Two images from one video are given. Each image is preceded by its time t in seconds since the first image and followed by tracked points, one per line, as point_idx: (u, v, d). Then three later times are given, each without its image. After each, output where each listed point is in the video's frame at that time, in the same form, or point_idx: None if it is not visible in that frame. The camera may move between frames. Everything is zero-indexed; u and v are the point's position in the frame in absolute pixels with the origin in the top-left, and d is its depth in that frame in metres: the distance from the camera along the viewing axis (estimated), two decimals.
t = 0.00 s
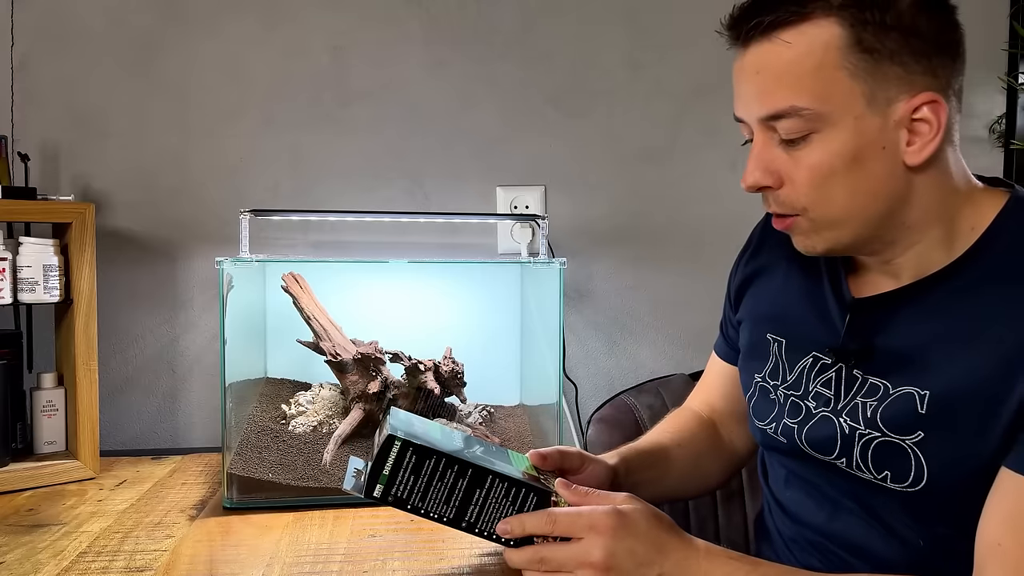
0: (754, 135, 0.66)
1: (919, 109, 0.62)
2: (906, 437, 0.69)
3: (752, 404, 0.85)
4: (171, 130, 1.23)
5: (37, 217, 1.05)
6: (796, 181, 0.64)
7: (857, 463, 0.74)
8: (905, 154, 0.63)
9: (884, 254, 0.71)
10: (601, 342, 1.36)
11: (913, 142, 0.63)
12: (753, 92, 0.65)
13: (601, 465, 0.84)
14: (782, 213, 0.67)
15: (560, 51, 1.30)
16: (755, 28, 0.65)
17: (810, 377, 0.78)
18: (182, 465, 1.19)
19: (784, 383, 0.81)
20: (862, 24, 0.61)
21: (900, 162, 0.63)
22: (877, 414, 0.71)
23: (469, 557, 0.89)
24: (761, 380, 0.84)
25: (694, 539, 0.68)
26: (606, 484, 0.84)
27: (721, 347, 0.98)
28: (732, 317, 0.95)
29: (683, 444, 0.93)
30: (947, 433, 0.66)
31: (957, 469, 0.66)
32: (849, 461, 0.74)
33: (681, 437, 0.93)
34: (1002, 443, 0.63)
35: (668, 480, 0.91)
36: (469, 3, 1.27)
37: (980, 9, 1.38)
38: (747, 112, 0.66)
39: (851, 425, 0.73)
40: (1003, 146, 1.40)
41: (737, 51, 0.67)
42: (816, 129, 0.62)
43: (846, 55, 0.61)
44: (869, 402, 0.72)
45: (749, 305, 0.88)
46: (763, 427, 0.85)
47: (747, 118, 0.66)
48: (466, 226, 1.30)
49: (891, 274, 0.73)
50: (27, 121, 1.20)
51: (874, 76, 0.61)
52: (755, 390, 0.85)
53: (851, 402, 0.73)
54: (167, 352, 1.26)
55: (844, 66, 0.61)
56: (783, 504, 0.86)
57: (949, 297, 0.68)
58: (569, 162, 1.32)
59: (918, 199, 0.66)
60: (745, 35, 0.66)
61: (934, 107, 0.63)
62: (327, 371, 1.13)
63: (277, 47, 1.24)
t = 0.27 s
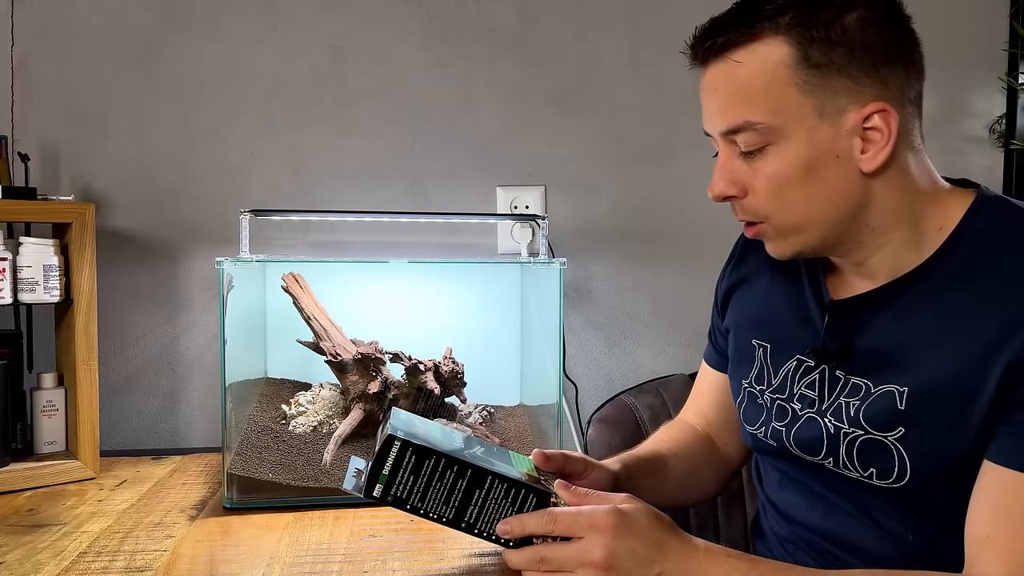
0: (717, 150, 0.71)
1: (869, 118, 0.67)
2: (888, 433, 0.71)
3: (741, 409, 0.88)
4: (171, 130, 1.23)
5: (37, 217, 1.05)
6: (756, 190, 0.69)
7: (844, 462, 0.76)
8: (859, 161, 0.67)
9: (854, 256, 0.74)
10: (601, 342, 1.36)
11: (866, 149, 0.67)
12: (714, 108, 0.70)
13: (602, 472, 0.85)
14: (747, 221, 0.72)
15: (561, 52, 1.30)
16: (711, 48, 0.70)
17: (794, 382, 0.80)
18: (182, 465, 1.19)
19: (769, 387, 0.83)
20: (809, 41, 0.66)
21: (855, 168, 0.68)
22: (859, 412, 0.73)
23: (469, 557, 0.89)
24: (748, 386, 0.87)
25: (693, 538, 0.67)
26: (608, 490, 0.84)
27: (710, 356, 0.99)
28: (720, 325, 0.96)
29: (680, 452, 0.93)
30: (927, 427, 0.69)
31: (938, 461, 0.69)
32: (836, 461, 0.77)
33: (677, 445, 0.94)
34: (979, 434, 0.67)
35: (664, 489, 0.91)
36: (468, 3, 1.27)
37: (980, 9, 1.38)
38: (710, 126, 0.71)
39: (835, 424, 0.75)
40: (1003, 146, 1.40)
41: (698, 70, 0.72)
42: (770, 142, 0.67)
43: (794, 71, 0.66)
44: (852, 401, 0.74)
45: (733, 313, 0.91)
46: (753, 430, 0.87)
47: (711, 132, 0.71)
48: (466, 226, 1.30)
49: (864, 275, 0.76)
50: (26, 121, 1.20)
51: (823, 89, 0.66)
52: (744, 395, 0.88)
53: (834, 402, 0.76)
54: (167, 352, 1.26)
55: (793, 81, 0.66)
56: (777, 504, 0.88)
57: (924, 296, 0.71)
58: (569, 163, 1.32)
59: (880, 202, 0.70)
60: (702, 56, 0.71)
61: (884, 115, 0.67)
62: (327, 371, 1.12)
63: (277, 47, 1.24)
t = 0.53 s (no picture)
0: (736, 132, 0.67)
1: (881, 100, 0.67)
2: (877, 428, 0.72)
3: (732, 415, 0.88)
4: (171, 130, 1.23)
5: (37, 217, 1.05)
6: (784, 170, 0.65)
7: (836, 461, 0.76)
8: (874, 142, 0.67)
9: (852, 250, 0.74)
10: (601, 342, 1.36)
11: (878, 131, 0.67)
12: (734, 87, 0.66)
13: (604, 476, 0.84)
14: (768, 208, 0.68)
15: (560, 51, 1.30)
16: (733, 25, 0.67)
17: (785, 386, 0.80)
18: (182, 465, 1.19)
19: (760, 392, 0.83)
20: (829, 20, 0.65)
21: (869, 150, 0.67)
22: (849, 410, 0.74)
23: (469, 556, 0.89)
24: (738, 390, 0.86)
25: (694, 535, 0.67)
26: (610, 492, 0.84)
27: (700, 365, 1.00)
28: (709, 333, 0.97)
29: (680, 458, 0.93)
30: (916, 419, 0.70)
31: (927, 453, 0.70)
32: (828, 460, 0.77)
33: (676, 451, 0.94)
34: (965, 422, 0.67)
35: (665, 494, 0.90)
36: (468, 3, 1.27)
37: (980, 9, 1.39)
38: (727, 108, 0.67)
39: (826, 423, 0.75)
40: (1003, 146, 1.40)
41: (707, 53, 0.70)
42: (803, 117, 0.64)
43: (821, 47, 0.64)
44: (840, 399, 0.74)
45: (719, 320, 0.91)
46: (744, 435, 0.87)
47: (727, 115, 0.68)
48: (466, 226, 1.30)
49: (852, 271, 0.76)
50: (27, 121, 1.20)
51: (845, 67, 0.65)
52: (734, 399, 0.87)
53: (824, 401, 0.76)
54: (167, 352, 1.26)
55: (821, 56, 0.64)
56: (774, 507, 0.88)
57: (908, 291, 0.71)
58: (568, 162, 1.32)
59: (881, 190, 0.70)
60: (721, 34, 0.68)
61: (893, 97, 0.67)
62: (327, 371, 1.13)
63: (277, 47, 1.24)
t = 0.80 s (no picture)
0: (725, 130, 0.67)
1: (876, 104, 0.67)
2: (872, 430, 0.72)
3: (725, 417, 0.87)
4: (170, 130, 1.23)
5: (37, 217, 1.05)
6: (771, 171, 0.66)
7: (830, 462, 0.76)
8: (865, 145, 0.67)
9: (839, 251, 0.74)
10: (601, 342, 1.37)
11: (871, 135, 0.67)
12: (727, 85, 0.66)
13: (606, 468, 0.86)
14: (753, 207, 0.68)
15: (561, 51, 1.30)
16: (730, 22, 0.66)
17: (782, 390, 0.80)
18: (182, 465, 1.19)
19: (756, 394, 0.83)
20: (828, 21, 0.65)
21: (861, 154, 0.67)
22: (845, 412, 0.73)
23: (469, 557, 0.88)
24: (733, 393, 0.86)
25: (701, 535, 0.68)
26: (608, 482, 0.85)
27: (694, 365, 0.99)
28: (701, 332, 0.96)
29: (674, 451, 0.93)
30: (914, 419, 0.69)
31: (921, 454, 0.70)
32: (822, 461, 0.77)
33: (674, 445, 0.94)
34: (959, 424, 0.67)
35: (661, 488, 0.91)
36: (468, 3, 1.27)
37: (980, 9, 1.38)
38: (719, 106, 0.67)
39: (821, 425, 0.75)
40: (1003, 146, 1.40)
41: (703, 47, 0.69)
42: (793, 120, 0.64)
43: (817, 48, 0.64)
44: (835, 401, 0.74)
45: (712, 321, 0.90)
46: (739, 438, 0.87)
47: (718, 113, 0.67)
48: (466, 226, 1.30)
49: (845, 272, 0.76)
50: (27, 121, 1.20)
51: (841, 69, 0.65)
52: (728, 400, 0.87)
53: (819, 402, 0.76)
54: (167, 352, 1.26)
55: (817, 58, 0.64)
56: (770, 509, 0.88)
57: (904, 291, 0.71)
58: (568, 163, 1.32)
59: (873, 193, 0.70)
60: (715, 31, 0.67)
61: (887, 101, 0.67)
62: (327, 371, 1.14)
63: (277, 47, 1.24)
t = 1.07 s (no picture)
0: (733, 127, 0.68)
1: (896, 107, 0.66)
2: (891, 449, 0.71)
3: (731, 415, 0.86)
4: (170, 130, 1.23)
5: (37, 217, 1.05)
6: (775, 172, 0.66)
7: (843, 475, 0.76)
8: (881, 149, 0.67)
9: (856, 254, 0.74)
10: (601, 341, 1.36)
11: (889, 139, 0.66)
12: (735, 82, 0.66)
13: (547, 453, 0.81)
14: (758, 206, 0.69)
15: (561, 51, 1.30)
16: (741, 16, 0.66)
17: (794, 393, 0.78)
18: (183, 465, 1.19)
19: (763, 395, 0.81)
20: (846, 18, 0.64)
21: (877, 158, 0.67)
22: (866, 427, 0.72)
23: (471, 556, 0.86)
24: (736, 392, 0.84)
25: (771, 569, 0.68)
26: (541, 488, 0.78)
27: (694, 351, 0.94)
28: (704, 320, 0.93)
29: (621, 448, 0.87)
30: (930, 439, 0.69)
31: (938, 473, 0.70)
32: (835, 473, 0.76)
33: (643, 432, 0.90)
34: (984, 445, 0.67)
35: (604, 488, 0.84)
36: (468, 3, 1.27)
37: (979, 8, 1.38)
38: (728, 103, 0.68)
39: (837, 436, 0.74)
40: (1003, 147, 1.40)
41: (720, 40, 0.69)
42: (798, 121, 0.64)
43: (831, 47, 0.64)
44: (856, 415, 0.73)
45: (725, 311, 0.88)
46: (745, 433, 0.85)
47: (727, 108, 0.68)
48: (466, 226, 1.30)
49: (865, 277, 0.75)
50: (27, 121, 1.20)
51: (856, 70, 0.64)
52: (729, 401, 0.85)
53: (837, 413, 0.75)
54: (167, 352, 1.26)
55: (829, 57, 0.64)
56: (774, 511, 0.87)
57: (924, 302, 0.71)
58: (568, 163, 1.32)
59: (891, 196, 0.70)
60: (730, 23, 0.68)
61: (910, 104, 0.66)
62: (327, 371, 1.13)
63: (277, 48, 1.24)
